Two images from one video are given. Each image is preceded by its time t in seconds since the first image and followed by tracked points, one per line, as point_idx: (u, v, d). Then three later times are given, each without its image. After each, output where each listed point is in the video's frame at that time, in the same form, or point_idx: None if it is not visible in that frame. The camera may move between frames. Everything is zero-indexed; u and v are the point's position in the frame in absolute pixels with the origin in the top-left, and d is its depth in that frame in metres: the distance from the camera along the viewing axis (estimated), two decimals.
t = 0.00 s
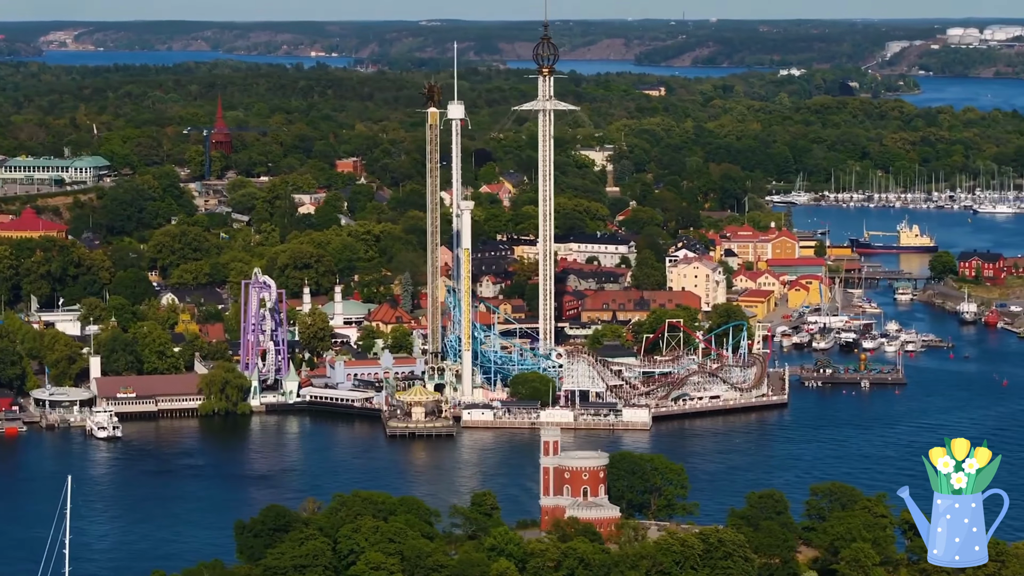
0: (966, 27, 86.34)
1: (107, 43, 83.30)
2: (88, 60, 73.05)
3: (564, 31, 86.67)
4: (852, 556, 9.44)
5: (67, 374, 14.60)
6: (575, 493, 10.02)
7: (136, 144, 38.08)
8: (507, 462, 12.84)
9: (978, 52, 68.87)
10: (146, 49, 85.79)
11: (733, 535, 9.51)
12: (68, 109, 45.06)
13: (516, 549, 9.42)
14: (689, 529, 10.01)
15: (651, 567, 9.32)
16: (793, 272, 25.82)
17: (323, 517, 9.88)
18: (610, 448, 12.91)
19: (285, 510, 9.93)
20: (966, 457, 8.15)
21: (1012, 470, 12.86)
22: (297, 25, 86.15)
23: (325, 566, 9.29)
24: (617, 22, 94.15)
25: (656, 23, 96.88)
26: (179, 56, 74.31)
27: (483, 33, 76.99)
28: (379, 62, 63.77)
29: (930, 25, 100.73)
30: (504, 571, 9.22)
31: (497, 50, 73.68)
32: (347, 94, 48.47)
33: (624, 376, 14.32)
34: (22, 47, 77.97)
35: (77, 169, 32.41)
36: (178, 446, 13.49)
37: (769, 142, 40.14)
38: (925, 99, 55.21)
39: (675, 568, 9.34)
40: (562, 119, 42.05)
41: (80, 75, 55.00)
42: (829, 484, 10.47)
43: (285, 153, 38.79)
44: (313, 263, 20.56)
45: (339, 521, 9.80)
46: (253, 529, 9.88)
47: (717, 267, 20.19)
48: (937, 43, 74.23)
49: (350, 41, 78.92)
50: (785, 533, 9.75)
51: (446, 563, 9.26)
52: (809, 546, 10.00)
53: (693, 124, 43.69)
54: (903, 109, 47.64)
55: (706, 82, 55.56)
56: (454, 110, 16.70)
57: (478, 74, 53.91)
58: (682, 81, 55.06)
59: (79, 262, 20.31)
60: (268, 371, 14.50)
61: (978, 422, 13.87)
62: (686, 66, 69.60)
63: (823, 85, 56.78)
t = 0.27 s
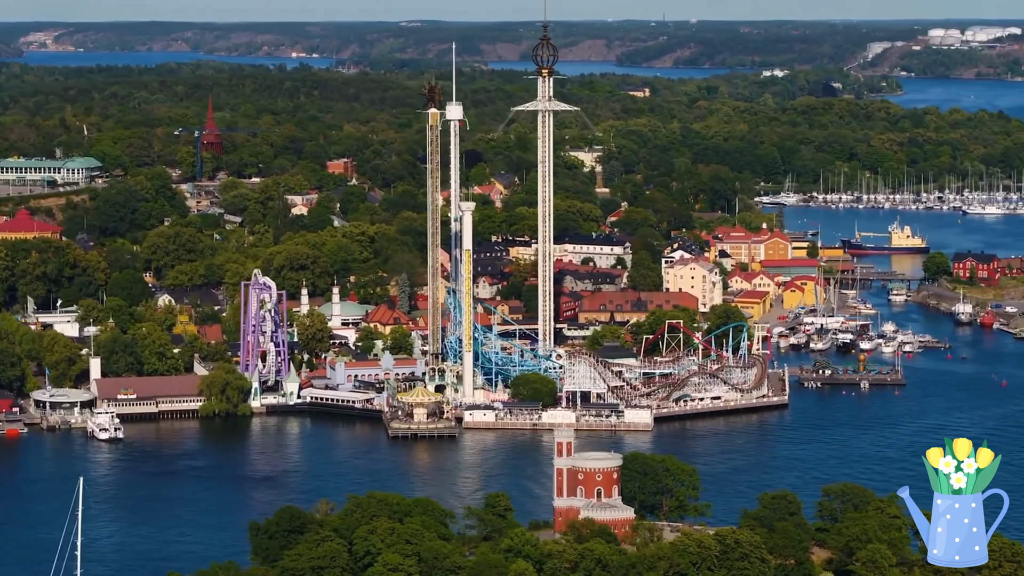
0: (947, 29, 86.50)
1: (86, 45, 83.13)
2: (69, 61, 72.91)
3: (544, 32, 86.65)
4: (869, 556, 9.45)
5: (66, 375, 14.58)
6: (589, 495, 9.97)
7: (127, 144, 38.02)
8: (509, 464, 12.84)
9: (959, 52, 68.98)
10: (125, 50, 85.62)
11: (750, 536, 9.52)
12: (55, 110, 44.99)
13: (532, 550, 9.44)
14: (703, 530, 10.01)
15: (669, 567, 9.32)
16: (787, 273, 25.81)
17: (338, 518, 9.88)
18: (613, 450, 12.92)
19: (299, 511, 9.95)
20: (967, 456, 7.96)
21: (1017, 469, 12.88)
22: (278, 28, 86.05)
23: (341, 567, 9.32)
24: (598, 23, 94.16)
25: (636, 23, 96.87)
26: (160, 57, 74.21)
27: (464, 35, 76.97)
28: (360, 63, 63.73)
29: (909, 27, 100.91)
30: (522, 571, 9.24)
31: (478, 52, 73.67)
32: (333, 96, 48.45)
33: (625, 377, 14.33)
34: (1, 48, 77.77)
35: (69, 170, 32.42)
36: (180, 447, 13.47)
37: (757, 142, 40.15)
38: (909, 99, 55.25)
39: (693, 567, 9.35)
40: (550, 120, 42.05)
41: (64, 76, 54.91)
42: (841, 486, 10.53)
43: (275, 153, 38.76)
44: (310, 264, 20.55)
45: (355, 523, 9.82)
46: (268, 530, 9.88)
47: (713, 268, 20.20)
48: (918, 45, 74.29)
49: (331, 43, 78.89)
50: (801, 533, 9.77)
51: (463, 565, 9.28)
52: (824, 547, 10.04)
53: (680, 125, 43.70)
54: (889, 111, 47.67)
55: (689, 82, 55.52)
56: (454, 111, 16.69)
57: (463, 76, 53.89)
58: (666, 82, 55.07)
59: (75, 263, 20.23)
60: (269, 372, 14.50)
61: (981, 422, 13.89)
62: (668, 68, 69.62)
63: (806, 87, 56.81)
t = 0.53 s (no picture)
0: (928, 29, 86.65)
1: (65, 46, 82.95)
2: (50, 62, 72.73)
3: (525, 33, 86.65)
4: (885, 555, 9.47)
5: (66, 377, 14.57)
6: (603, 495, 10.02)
7: (117, 145, 37.96)
8: (513, 464, 12.85)
9: (941, 53, 69.05)
10: (105, 51, 85.42)
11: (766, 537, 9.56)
12: (42, 111, 44.92)
13: (549, 550, 9.48)
14: (718, 532, 10.08)
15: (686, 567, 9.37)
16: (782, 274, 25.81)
17: (354, 520, 9.93)
18: (616, 449, 12.93)
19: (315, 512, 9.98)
20: (968, 456, 7.78)
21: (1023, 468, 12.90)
22: (258, 30, 85.95)
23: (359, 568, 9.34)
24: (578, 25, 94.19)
25: (615, 24, 96.94)
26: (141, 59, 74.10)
27: (444, 37, 76.93)
28: (343, 65, 63.67)
29: (891, 26, 100.92)
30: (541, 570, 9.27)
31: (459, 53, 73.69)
32: (320, 97, 48.42)
33: (626, 378, 14.35)
34: None
35: (61, 171, 32.42)
36: (183, 448, 13.46)
37: (744, 143, 40.17)
38: (892, 100, 55.26)
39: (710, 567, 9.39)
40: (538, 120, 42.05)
41: (47, 76, 54.81)
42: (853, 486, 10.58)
43: (266, 153, 38.73)
44: (306, 265, 20.56)
45: (372, 524, 9.86)
46: (283, 532, 9.91)
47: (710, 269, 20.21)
48: (899, 46, 74.39)
49: (311, 44, 78.79)
50: (816, 534, 9.81)
51: (481, 565, 9.31)
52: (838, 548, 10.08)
53: (667, 126, 43.73)
54: (876, 111, 47.68)
55: (673, 83, 55.48)
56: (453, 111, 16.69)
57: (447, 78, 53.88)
58: (650, 83, 55.09)
59: (71, 264, 20.16)
60: (269, 374, 14.50)
61: (983, 423, 13.90)
62: (647, 68, 69.50)
63: (789, 87, 56.81)
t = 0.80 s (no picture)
0: (908, 29, 86.80)
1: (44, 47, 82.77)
2: (30, 62, 72.56)
3: (506, 34, 86.64)
4: (902, 555, 9.48)
5: (67, 377, 14.56)
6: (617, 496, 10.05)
7: (108, 146, 37.90)
8: (516, 465, 12.84)
9: (923, 54, 69.15)
10: (85, 51, 85.24)
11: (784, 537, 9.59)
12: (30, 111, 44.83)
13: (566, 550, 9.49)
14: (734, 533, 10.11)
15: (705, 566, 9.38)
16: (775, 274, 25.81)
17: (368, 520, 9.96)
18: (620, 450, 12.93)
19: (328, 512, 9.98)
20: (966, 456, 7.72)
21: None
22: (238, 30, 85.86)
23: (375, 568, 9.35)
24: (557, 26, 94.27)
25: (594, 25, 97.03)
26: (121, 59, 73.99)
27: (425, 37, 76.91)
28: (325, 65, 63.61)
29: (871, 27, 101.01)
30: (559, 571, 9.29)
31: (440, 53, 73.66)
32: (306, 98, 48.38)
33: (627, 379, 14.35)
34: None
35: (53, 172, 32.40)
36: (185, 449, 13.45)
37: (732, 143, 40.19)
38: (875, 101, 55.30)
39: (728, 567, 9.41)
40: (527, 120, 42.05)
41: (31, 77, 54.70)
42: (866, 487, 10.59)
43: (256, 153, 38.69)
44: (302, 265, 20.57)
45: (387, 525, 9.87)
46: (298, 533, 9.92)
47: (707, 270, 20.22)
48: (879, 47, 74.56)
49: (292, 45, 78.72)
50: (832, 533, 9.83)
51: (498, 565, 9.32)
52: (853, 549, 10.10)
53: (655, 126, 43.75)
54: (863, 112, 47.71)
55: (657, 83, 55.50)
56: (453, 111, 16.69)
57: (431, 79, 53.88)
58: (634, 83, 55.11)
59: (67, 265, 20.12)
60: (270, 375, 14.49)
61: (984, 423, 13.92)
62: (629, 69, 69.55)
63: (772, 88, 56.88)
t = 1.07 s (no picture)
0: (887, 29, 86.91)
1: (24, 47, 82.58)
2: (10, 62, 72.34)
3: (486, 36, 86.63)
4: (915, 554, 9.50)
5: (67, 378, 14.55)
6: (630, 497, 10.06)
7: (98, 146, 37.84)
8: (517, 466, 12.85)
9: (905, 54, 69.21)
10: (64, 51, 85.06)
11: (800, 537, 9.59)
12: (18, 111, 44.74)
13: (583, 551, 9.50)
14: (748, 533, 10.14)
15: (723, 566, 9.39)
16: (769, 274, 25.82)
17: (383, 521, 9.97)
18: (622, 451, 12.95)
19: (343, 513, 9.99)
20: (967, 457, 7.82)
21: None
22: (217, 31, 85.73)
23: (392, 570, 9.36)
24: (538, 26, 94.32)
25: (575, 26, 97.06)
26: (101, 60, 73.81)
27: (406, 38, 76.85)
28: (307, 65, 63.55)
29: (850, 28, 101.07)
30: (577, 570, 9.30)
31: (422, 53, 73.55)
32: (292, 99, 48.34)
33: (628, 379, 14.37)
34: None
35: (45, 172, 32.38)
36: (186, 449, 13.44)
37: (720, 143, 40.22)
38: (858, 101, 55.36)
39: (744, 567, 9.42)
40: (515, 120, 42.05)
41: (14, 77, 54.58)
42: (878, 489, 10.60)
43: (247, 153, 38.65)
44: (298, 266, 20.58)
45: (403, 527, 9.88)
46: (313, 533, 9.92)
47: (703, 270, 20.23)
48: (862, 47, 74.81)
49: (272, 45, 78.63)
50: (846, 533, 9.85)
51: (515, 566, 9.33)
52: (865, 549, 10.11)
53: (641, 126, 43.77)
54: (849, 112, 47.73)
55: (641, 84, 55.48)
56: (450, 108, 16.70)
57: (414, 81, 53.86)
58: (619, 83, 55.14)
59: (62, 266, 20.08)
60: (271, 377, 14.49)
61: (985, 422, 13.95)
62: (611, 69, 69.59)
63: (755, 88, 56.92)
